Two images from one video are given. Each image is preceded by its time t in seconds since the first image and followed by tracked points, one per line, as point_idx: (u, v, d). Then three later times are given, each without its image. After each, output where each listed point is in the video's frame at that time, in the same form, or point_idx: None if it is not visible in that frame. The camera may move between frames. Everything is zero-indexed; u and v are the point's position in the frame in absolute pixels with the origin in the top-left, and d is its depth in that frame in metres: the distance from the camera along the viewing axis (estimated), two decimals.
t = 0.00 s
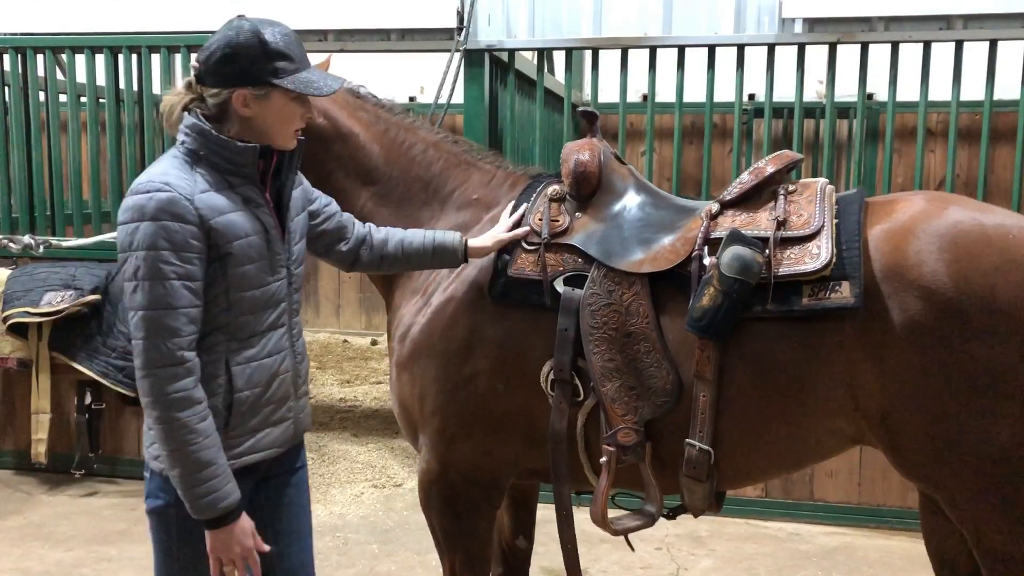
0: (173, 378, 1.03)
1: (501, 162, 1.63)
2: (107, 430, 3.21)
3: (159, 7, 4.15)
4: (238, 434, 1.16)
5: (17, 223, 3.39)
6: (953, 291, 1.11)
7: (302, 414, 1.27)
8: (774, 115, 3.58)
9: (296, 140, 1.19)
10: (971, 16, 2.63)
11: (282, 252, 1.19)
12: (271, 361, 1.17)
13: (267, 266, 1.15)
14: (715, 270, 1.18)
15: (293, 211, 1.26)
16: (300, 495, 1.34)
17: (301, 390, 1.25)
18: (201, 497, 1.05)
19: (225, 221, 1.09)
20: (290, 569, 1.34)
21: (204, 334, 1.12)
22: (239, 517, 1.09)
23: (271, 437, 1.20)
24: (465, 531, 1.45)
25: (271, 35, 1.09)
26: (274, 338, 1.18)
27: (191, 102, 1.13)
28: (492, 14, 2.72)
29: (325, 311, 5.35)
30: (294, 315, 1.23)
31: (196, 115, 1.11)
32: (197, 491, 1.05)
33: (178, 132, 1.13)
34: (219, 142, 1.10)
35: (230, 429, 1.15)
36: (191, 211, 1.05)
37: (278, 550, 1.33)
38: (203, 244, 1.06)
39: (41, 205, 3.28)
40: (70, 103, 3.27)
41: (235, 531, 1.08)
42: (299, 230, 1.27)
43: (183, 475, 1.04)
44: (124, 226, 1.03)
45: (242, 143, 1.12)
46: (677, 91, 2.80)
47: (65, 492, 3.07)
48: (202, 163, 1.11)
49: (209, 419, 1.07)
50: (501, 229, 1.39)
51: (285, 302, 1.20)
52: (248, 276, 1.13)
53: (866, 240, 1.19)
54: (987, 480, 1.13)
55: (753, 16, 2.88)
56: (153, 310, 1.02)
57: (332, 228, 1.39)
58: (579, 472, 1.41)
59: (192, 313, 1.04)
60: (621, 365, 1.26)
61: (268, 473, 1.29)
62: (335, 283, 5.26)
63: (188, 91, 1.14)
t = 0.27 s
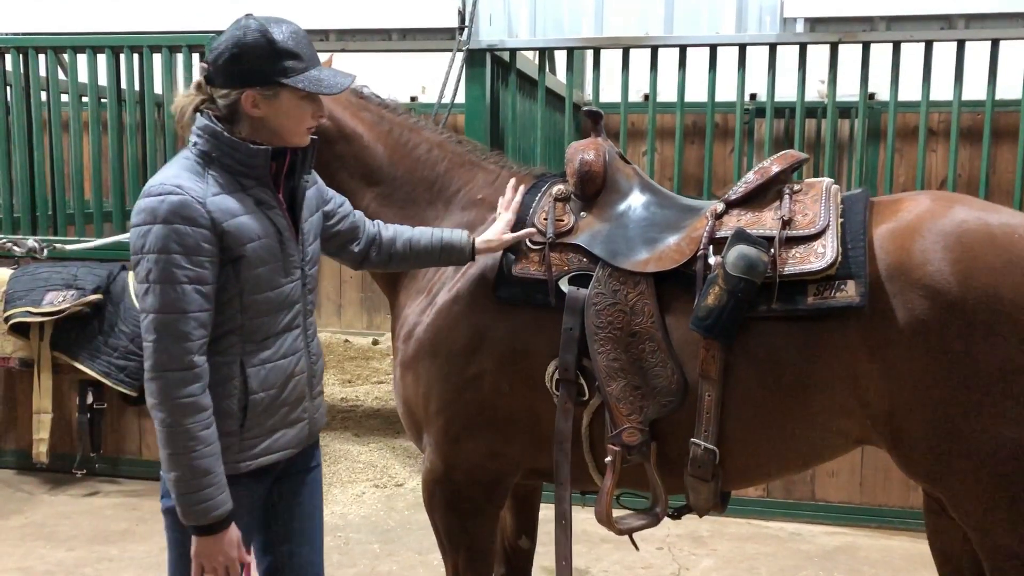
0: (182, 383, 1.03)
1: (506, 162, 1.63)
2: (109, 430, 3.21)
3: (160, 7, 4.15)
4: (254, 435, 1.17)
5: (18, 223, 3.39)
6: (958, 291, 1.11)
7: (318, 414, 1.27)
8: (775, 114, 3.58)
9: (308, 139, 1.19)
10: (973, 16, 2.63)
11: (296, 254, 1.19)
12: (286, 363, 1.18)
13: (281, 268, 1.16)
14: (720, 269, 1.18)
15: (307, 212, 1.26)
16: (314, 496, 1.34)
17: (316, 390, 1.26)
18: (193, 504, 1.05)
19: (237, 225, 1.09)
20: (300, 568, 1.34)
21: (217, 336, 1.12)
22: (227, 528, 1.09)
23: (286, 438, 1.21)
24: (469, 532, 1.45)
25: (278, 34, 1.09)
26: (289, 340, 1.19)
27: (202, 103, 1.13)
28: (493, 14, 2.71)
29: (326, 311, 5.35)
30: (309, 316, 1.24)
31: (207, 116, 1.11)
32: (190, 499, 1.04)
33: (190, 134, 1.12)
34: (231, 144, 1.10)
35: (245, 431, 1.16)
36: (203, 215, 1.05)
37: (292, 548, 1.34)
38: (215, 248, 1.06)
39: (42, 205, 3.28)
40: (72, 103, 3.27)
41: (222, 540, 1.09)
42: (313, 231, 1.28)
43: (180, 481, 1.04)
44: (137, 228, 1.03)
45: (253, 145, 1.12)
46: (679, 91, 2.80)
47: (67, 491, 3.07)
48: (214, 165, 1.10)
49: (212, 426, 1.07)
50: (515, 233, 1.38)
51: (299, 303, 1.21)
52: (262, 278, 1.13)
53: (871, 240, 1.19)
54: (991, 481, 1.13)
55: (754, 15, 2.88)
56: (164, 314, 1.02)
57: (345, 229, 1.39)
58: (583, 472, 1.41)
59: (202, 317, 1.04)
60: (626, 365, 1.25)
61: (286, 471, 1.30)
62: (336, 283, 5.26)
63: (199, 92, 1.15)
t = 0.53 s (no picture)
0: (174, 387, 1.04)
1: (507, 163, 1.63)
2: (110, 430, 3.22)
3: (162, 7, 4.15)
4: (258, 436, 1.17)
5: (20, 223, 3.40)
6: (960, 290, 1.11)
7: (323, 415, 1.27)
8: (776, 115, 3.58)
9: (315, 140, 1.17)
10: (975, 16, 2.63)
11: (301, 257, 1.19)
12: (291, 365, 1.18)
13: (286, 270, 1.16)
14: (722, 269, 1.18)
15: (316, 213, 1.26)
16: (319, 496, 1.33)
17: (323, 392, 1.26)
18: (178, 507, 1.05)
19: (238, 229, 1.09)
20: (305, 568, 1.34)
21: (220, 338, 1.13)
22: (213, 533, 1.09)
23: (291, 440, 1.20)
24: (470, 532, 1.45)
25: (282, 36, 1.08)
26: (295, 342, 1.19)
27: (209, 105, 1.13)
28: (495, 15, 2.71)
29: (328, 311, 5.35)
30: (315, 318, 1.24)
31: (213, 119, 1.11)
32: (174, 503, 1.05)
33: (197, 136, 1.13)
34: (236, 147, 1.10)
35: (250, 432, 1.16)
36: (203, 219, 1.05)
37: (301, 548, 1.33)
38: (216, 253, 1.07)
39: (44, 204, 3.28)
40: (74, 103, 3.27)
41: (207, 546, 1.08)
42: (323, 232, 1.28)
43: (166, 483, 1.05)
44: (139, 230, 1.04)
45: (257, 149, 1.12)
46: (680, 91, 2.80)
47: (68, 491, 3.08)
48: (219, 168, 1.11)
49: (202, 431, 1.07)
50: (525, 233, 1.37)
51: (305, 306, 1.21)
52: (265, 281, 1.13)
53: (873, 239, 1.19)
54: (993, 481, 1.13)
55: (755, 16, 2.88)
56: (161, 317, 1.02)
57: (356, 227, 1.39)
58: (585, 472, 1.41)
59: (198, 322, 1.05)
60: (628, 365, 1.26)
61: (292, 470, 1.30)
62: (337, 283, 5.27)
63: (206, 94, 1.15)
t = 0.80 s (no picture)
0: (180, 388, 1.04)
1: (506, 162, 1.62)
2: (111, 429, 3.22)
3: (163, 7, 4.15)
4: (263, 437, 1.16)
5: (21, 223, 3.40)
6: (960, 290, 1.11)
7: (331, 416, 1.26)
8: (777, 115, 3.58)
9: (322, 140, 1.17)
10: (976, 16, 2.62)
11: (309, 258, 1.18)
12: (297, 366, 1.17)
13: (292, 272, 1.15)
14: (721, 269, 1.18)
15: (323, 215, 1.24)
16: (327, 497, 1.33)
17: (330, 394, 1.25)
18: (185, 507, 1.05)
19: (244, 231, 1.08)
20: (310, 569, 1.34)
21: (227, 338, 1.13)
22: (221, 532, 1.09)
23: (296, 441, 1.20)
24: (470, 532, 1.45)
25: (290, 37, 1.07)
26: (302, 343, 1.18)
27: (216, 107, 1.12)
28: (496, 14, 2.69)
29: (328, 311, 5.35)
30: (322, 319, 1.23)
31: (221, 122, 1.10)
32: (183, 502, 1.05)
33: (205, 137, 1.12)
34: (244, 149, 1.09)
35: (254, 433, 1.15)
36: (208, 221, 1.05)
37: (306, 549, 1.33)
38: (221, 254, 1.06)
39: (45, 204, 3.29)
40: (75, 103, 3.27)
41: (215, 545, 1.09)
42: (334, 231, 1.26)
43: (174, 483, 1.05)
44: (146, 232, 1.04)
45: (263, 151, 1.11)
46: (681, 91, 2.80)
47: (69, 491, 3.08)
48: (226, 169, 1.10)
49: (208, 431, 1.07)
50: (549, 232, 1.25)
51: (313, 307, 1.20)
52: (271, 283, 1.12)
53: (873, 239, 1.19)
54: (992, 481, 1.13)
55: (756, 16, 2.88)
56: (167, 318, 1.02)
57: (369, 225, 1.33)
58: (585, 472, 1.41)
59: (203, 323, 1.04)
60: (628, 364, 1.26)
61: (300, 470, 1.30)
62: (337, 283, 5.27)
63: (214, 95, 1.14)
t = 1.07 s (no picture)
0: (184, 385, 1.04)
1: (501, 162, 1.62)
2: (111, 429, 3.22)
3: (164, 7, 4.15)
4: (270, 437, 1.15)
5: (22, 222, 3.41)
6: (953, 289, 1.11)
7: (343, 419, 1.24)
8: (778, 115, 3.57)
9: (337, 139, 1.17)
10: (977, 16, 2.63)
11: (316, 260, 1.16)
12: (303, 368, 1.15)
13: (297, 274, 1.13)
14: (717, 268, 1.19)
15: (336, 216, 1.22)
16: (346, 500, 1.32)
17: (342, 398, 1.23)
18: (199, 502, 1.05)
19: (247, 231, 1.07)
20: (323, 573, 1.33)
21: (235, 337, 1.13)
22: (240, 527, 1.09)
23: (305, 442, 1.18)
24: (467, 532, 1.45)
25: (301, 36, 1.06)
26: (308, 346, 1.16)
27: (228, 107, 1.12)
28: (496, 14, 2.68)
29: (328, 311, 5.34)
30: (333, 321, 1.20)
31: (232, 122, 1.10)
32: (196, 497, 1.05)
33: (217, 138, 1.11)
34: (249, 150, 1.08)
35: (261, 433, 1.15)
36: (209, 221, 1.04)
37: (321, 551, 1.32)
38: (223, 254, 1.05)
39: (46, 203, 3.29)
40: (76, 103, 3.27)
41: (233, 540, 1.08)
42: (350, 231, 1.24)
43: (189, 478, 1.05)
44: (154, 232, 1.05)
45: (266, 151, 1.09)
46: (681, 91, 2.79)
47: (69, 490, 3.08)
48: (233, 169, 1.08)
49: (218, 428, 1.07)
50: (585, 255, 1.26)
51: (322, 310, 1.18)
52: (275, 283, 1.11)
53: (867, 239, 1.19)
54: (987, 480, 1.13)
55: (756, 16, 2.88)
56: (170, 316, 1.03)
57: (395, 232, 1.32)
58: (581, 471, 1.41)
59: (206, 322, 1.04)
60: (623, 363, 1.26)
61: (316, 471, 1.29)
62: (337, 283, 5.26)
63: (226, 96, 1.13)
